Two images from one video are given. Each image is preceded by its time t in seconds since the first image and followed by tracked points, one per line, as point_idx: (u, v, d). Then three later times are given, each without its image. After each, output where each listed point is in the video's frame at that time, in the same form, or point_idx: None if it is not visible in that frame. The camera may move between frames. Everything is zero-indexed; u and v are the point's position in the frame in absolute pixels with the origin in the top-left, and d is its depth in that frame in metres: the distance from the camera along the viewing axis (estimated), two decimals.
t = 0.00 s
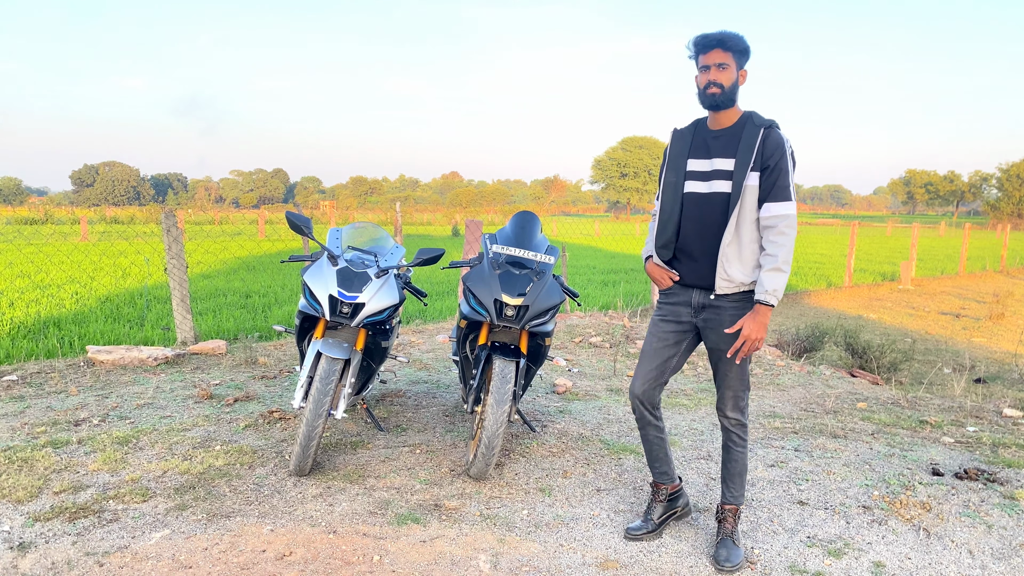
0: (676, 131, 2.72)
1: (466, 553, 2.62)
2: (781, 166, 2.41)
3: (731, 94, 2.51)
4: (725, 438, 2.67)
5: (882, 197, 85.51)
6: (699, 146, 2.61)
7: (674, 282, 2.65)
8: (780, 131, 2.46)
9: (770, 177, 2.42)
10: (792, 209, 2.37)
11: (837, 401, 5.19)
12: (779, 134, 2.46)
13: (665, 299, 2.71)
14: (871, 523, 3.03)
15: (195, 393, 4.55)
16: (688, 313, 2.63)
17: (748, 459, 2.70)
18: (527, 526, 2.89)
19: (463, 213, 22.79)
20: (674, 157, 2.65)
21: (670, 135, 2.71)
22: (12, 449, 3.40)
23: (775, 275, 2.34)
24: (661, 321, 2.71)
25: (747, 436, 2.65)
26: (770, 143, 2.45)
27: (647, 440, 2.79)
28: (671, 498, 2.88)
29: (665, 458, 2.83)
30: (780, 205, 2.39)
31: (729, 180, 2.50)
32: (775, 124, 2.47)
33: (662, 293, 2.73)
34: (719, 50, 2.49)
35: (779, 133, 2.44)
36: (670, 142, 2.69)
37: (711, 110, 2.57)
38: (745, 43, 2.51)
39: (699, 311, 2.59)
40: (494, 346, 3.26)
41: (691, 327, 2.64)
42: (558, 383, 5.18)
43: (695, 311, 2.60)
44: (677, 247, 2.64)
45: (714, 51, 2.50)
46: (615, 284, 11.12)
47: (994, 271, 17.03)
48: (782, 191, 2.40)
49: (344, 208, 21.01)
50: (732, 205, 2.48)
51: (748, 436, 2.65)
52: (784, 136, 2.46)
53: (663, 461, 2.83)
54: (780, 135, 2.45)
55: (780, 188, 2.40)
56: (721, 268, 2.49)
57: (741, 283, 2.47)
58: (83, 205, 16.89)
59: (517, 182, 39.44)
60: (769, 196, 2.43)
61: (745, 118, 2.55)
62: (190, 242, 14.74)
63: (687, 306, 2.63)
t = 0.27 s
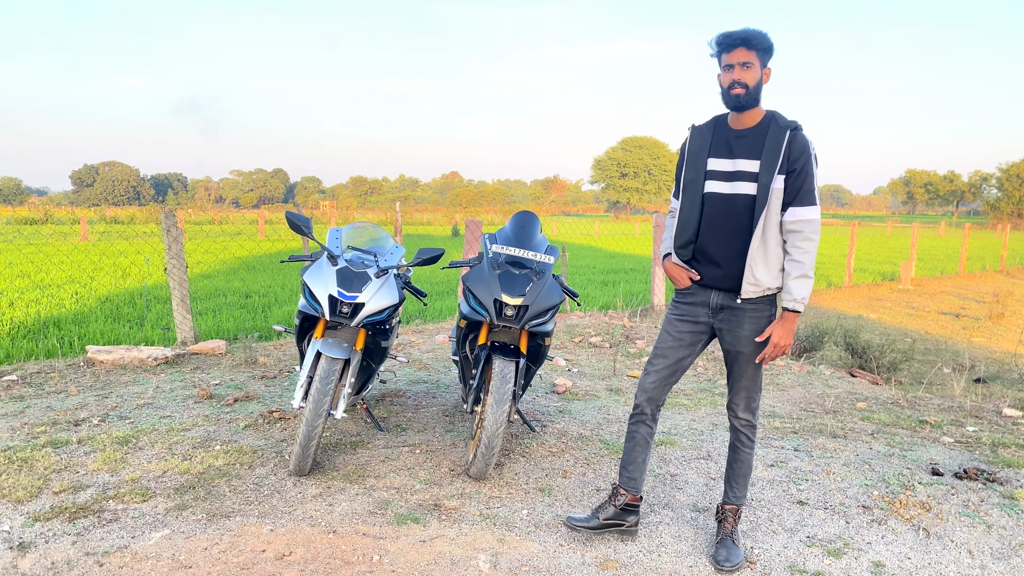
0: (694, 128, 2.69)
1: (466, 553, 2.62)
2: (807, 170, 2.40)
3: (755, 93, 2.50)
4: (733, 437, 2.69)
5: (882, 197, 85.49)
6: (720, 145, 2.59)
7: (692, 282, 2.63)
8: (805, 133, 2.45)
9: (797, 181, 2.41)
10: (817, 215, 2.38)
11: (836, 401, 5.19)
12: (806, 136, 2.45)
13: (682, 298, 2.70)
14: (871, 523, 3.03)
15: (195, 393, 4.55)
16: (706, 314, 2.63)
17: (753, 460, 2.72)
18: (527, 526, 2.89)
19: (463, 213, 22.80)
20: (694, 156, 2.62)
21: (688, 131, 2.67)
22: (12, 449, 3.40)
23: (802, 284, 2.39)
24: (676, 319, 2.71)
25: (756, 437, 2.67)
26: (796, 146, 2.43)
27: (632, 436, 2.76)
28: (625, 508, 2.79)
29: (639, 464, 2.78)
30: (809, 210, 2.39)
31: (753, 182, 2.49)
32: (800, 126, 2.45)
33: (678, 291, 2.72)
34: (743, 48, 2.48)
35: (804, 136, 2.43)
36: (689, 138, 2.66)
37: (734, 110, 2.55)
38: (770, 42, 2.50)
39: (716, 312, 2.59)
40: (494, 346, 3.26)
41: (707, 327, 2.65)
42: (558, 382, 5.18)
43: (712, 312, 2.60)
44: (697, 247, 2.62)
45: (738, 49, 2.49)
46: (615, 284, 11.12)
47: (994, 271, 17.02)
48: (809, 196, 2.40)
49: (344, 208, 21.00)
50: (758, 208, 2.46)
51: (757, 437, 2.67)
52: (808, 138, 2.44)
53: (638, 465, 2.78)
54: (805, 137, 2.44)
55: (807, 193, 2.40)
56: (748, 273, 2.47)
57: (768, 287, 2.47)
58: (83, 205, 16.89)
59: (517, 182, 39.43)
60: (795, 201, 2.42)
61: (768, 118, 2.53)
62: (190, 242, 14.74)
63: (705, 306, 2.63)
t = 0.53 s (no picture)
0: (703, 126, 2.68)
1: (466, 553, 2.62)
2: (820, 172, 2.42)
3: (766, 92, 2.50)
4: (737, 438, 2.69)
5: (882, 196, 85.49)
6: (730, 144, 2.58)
7: (700, 281, 2.64)
8: (817, 134, 2.46)
9: (810, 183, 2.43)
10: (835, 215, 2.40)
11: (836, 401, 5.19)
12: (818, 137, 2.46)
13: (688, 296, 2.70)
14: (871, 523, 3.03)
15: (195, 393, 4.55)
16: (713, 313, 2.62)
17: (755, 462, 2.73)
18: (527, 526, 2.89)
19: (463, 213, 22.80)
20: (704, 154, 2.61)
21: (698, 129, 2.66)
22: (12, 449, 3.40)
23: (822, 282, 2.40)
24: (682, 316, 2.71)
25: (760, 438, 2.68)
26: (809, 147, 2.44)
27: (629, 429, 2.74)
28: (609, 502, 2.74)
29: (629, 459, 2.74)
30: (822, 212, 2.41)
31: (764, 183, 2.49)
32: (812, 127, 2.46)
33: (685, 289, 2.71)
34: (753, 48, 2.48)
35: (817, 137, 2.43)
36: (699, 137, 2.65)
37: (745, 110, 2.55)
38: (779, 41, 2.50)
39: (724, 312, 2.60)
40: (494, 346, 3.26)
41: (714, 327, 2.65)
42: (558, 383, 5.18)
43: (720, 311, 2.60)
44: (705, 247, 2.62)
45: (748, 49, 2.49)
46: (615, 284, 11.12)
47: (994, 271, 17.02)
48: (821, 198, 2.42)
49: (344, 208, 20.98)
50: (770, 209, 2.47)
51: (760, 438, 2.68)
52: (820, 139, 2.45)
53: (628, 460, 2.74)
54: (817, 138, 2.44)
55: (819, 194, 2.42)
56: (759, 274, 2.48)
57: (779, 289, 2.48)
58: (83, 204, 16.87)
59: (517, 182, 39.43)
60: (809, 204, 2.44)
61: (779, 117, 2.53)
62: (190, 242, 14.73)
63: (712, 305, 2.63)
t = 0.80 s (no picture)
0: (711, 126, 2.68)
1: (466, 553, 2.62)
2: (827, 173, 2.42)
3: (773, 92, 2.49)
4: (738, 438, 2.69)
5: (882, 197, 85.52)
6: (737, 144, 2.59)
7: (702, 280, 2.64)
8: (824, 135, 2.45)
9: (815, 185, 2.43)
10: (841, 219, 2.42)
11: (836, 401, 5.19)
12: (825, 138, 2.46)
13: (689, 295, 2.71)
14: (871, 523, 3.04)
15: (195, 393, 4.55)
16: (714, 312, 2.63)
17: (756, 463, 2.73)
18: (527, 526, 2.90)
19: (463, 213, 22.82)
20: (710, 153, 2.61)
21: (705, 129, 2.66)
22: (12, 448, 3.40)
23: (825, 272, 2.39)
24: (684, 316, 2.71)
25: (760, 439, 2.68)
26: (815, 148, 2.44)
27: (623, 423, 2.74)
28: (595, 494, 2.74)
29: (620, 452, 2.73)
30: (826, 215, 2.43)
31: (770, 183, 2.49)
32: (819, 128, 2.46)
33: (688, 288, 2.72)
34: (759, 49, 2.49)
35: (823, 139, 2.43)
36: (705, 137, 2.65)
37: (751, 111, 2.54)
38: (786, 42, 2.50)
39: (725, 312, 2.60)
40: (495, 346, 3.26)
41: (714, 326, 2.65)
42: (558, 382, 5.19)
43: (721, 311, 2.61)
44: (709, 246, 2.62)
45: (754, 49, 2.50)
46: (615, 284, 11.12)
47: (994, 271, 17.01)
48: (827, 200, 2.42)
49: (345, 208, 20.98)
50: (776, 209, 2.47)
51: (761, 440, 2.68)
52: (827, 140, 2.45)
53: (618, 453, 2.73)
54: (824, 139, 2.44)
55: (825, 196, 2.43)
56: (763, 274, 2.47)
57: (781, 290, 2.48)
58: (83, 204, 16.86)
59: (517, 182, 39.45)
60: (815, 205, 2.45)
61: (786, 118, 2.54)
62: (190, 242, 14.73)
63: (713, 305, 2.63)
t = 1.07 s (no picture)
0: (715, 125, 2.69)
1: (467, 553, 2.63)
2: (828, 174, 2.41)
3: (776, 92, 2.50)
4: (737, 440, 2.69)
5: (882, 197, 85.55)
6: (740, 144, 2.60)
7: (701, 280, 2.64)
8: (827, 137, 2.46)
9: (816, 185, 2.42)
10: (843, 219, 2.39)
11: (836, 401, 5.20)
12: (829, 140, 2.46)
13: (689, 295, 2.71)
14: (871, 523, 3.04)
15: (195, 393, 4.55)
16: (713, 313, 2.63)
17: (756, 463, 2.73)
18: (527, 526, 2.90)
19: (463, 213, 22.84)
20: (713, 153, 2.62)
21: (709, 129, 2.68)
22: (13, 448, 3.41)
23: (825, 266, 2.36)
24: (683, 316, 2.71)
25: (760, 440, 2.68)
26: (818, 149, 2.44)
27: (623, 422, 2.74)
28: (595, 492, 2.75)
29: (620, 452, 2.73)
30: (828, 216, 2.40)
31: (771, 184, 2.50)
32: (822, 130, 2.46)
33: (687, 287, 2.72)
34: (762, 49, 2.49)
35: (826, 140, 2.44)
36: (709, 136, 2.66)
37: (754, 110, 2.55)
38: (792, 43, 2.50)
39: (723, 313, 2.60)
40: (495, 346, 3.26)
41: (713, 327, 2.65)
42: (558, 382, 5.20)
43: (720, 312, 2.61)
44: (709, 246, 2.62)
45: (757, 49, 2.50)
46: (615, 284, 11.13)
47: (993, 271, 17.02)
48: (828, 200, 2.41)
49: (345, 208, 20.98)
50: (776, 209, 2.47)
51: (760, 441, 2.68)
52: (830, 142, 2.46)
53: (618, 452, 2.73)
54: (827, 141, 2.45)
55: (826, 196, 2.41)
56: (760, 274, 2.47)
57: (778, 290, 2.47)
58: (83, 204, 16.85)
59: (518, 182, 39.48)
60: (816, 206, 2.44)
61: (791, 119, 2.54)
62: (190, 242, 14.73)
63: (712, 305, 2.63)
